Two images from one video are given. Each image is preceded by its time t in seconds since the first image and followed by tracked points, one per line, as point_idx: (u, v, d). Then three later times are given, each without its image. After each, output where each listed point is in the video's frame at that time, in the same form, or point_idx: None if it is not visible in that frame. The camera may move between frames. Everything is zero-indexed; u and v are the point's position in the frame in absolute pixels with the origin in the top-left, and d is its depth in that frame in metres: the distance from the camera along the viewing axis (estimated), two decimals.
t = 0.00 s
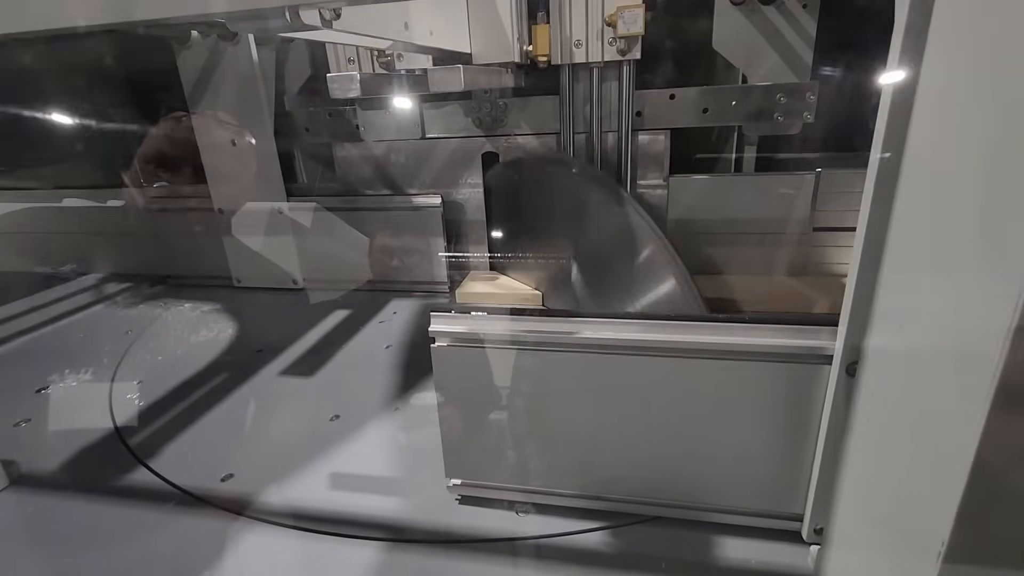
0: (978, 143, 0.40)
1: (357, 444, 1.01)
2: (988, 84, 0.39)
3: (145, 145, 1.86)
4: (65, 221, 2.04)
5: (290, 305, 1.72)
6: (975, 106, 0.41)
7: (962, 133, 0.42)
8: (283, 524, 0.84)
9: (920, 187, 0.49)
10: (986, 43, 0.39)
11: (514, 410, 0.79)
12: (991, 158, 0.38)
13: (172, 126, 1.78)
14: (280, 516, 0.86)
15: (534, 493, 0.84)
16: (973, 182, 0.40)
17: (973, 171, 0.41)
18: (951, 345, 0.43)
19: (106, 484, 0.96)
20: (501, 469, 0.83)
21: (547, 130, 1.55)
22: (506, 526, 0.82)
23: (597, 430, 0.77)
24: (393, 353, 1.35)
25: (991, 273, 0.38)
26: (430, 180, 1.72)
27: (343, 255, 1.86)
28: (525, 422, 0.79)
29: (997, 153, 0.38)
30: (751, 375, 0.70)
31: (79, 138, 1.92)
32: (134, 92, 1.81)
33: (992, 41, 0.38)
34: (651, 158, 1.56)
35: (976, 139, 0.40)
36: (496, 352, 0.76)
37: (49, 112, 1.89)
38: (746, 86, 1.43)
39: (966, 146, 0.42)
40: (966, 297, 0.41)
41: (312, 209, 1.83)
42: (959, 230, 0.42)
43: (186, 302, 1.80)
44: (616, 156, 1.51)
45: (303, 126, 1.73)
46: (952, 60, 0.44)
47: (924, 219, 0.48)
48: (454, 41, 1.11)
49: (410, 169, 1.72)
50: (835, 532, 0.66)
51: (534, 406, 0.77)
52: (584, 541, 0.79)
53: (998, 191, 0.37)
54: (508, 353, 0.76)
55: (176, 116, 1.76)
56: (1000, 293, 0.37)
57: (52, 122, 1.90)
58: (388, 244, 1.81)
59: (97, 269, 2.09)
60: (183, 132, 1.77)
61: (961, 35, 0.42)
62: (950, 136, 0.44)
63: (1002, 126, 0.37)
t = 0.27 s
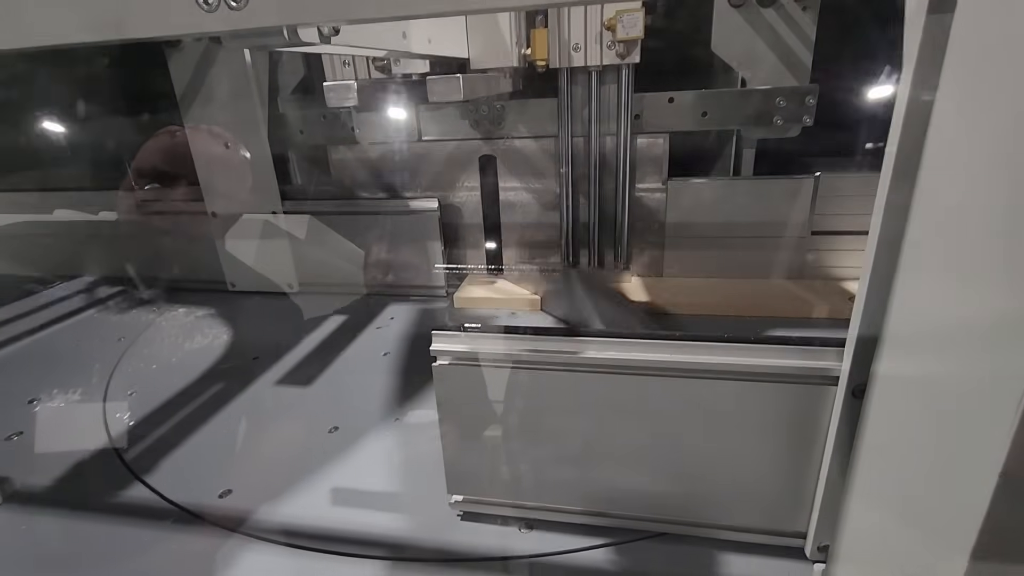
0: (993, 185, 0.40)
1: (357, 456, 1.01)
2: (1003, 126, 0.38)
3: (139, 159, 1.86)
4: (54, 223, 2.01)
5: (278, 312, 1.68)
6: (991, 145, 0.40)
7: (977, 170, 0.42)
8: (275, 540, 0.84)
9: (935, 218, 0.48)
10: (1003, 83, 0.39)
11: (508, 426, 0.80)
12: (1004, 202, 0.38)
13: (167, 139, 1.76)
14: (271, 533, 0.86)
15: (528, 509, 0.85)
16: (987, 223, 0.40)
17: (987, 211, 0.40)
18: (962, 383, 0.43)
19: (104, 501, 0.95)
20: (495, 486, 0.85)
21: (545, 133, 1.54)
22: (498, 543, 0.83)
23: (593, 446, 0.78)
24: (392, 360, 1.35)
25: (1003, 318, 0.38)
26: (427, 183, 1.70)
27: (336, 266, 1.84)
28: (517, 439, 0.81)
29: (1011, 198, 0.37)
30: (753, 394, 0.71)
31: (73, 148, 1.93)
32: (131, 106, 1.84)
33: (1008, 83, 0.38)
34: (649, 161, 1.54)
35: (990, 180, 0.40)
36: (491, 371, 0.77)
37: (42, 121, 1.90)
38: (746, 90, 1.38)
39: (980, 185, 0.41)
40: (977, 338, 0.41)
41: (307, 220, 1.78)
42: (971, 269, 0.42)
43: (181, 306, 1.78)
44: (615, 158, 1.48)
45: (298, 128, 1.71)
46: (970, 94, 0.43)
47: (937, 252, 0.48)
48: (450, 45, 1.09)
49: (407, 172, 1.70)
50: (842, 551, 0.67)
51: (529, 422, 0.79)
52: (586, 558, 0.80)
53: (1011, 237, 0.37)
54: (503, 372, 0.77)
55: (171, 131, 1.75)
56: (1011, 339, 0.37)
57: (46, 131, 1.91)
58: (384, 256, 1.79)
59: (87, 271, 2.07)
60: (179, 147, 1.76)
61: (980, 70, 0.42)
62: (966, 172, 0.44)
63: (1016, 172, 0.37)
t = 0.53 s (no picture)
0: (993, 203, 0.40)
1: (352, 463, 1.01)
2: (1005, 144, 0.38)
3: (127, 170, 1.86)
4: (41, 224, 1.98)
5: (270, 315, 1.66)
6: (991, 162, 0.40)
7: (976, 187, 0.42)
8: (260, 548, 0.85)
9: (931, 232, 0.48)
10: (1005, 101, 0.38)
11: (501, 435, 0.80)
12: (1005, 221, 0.38)
13: (158, 147, 1.80)
14: (261, 541, 0.86)
15: (521, 516, 0.86)
16: (986, 241, 0.40)
17: (986, 229, 0.40)
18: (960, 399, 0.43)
19: (96, 510, 0.95)
20: (490, 494, 0.85)
21: (539, 134, 1.53)
22: (492, 551, 0.83)
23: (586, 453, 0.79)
24: (385, 364, 1.34)
25: (1003, 337, 0.38)
26: (420, 183, 1.69)
27: (326, 273, 1.85)
28: (511, 447, 0.81)
29: (1013, 217, 0.37)
30: (747, 403, 0.71)
31: (63, 151, 1.88)
32: (122, 106, 1.78)
33: (1010, 101, 0.38)
34: (641, 162, 1.51)
35: (990, 198, 0.40)
36: (484, 381, 0.77)
37: (32, 124, 1.85)
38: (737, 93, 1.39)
39: (980, 202, 0.41)
40: (974, 355, 0.41)
41: (299, 227, 1.78)
42: (969, 287, 0.42)
43: (172, 308, 1.76)
44: (609, 160, 1.48)
45: (291, 128, 1.71)
46: (970, 110, 0.43)
47: (933, 266, 0.48)
48: (443, 49, 1.09)
49: (401, 172, 1.69)
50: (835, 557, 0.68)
51: (522, 431, 0.79)
52: (583, 565, 0.80)
53: (1012, 257, 0.37)
54: (496, 381, 0.77)
55: (163, 139, 1.79)
56: (1012, 360, 0.37)
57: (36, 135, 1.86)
58: (376, 264, 1.81)
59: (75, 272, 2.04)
60: (169, 154, 1.79)
61: (981, 86, 0.41)
62: (965, 188, 0.43)
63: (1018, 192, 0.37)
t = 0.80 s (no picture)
0: (986, 194, 0.39)
1: (346, 457, 1.01)
2: (999, 135, 0.38)
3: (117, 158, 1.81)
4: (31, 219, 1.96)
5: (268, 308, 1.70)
6: (984, 153, 0.40)
7: (969, 178, 0.42)
8: (255, 542, 0.84)
9: (923, 224, 0.48)
10: (1000, 91, 0.38)
11: (496, 429, 0.80)
12: (998, 212, 0.38)
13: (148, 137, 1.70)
14: (256, 536, 0.86)
15: (515, 509, 0.86)
16: (979, 233, 0.40)
17: (979, 220, 0.40)
18: (951, 391, 0.43)
19: (87, 505, 0.94)
20: (485, 488, 0.85)
21: (534, 127, 1.52)
22: (488, 544, 0.83)
23: (581, 446, 0.79)
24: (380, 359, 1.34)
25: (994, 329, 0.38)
26: (414, 177, 1.67)
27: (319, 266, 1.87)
28: (506, 441, 0.81)
29: (1006, 209, 0.37)
30: (741, 395, 0.71)
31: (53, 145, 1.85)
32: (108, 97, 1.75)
33: (1005, 92, 0.37)
34: (636, 155, 1.48)
35: (983, 190, 0.40)
36: (480, 374, 0.77)
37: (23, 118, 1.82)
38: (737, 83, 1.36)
39: (973, 193, 0.41)
40: (966, 347, 0.41)
41: (293, 220, 1.85)
42: (961, 279, 0.42)
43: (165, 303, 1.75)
44: (603, 153, 1.47)
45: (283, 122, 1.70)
46: (964, 101, 0.43)
47: (925, 258, 0.48)
48: (436, 40, 1.07)
49: (394, 166, 1.67)
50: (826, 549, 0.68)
51: (518, 424, 0.79)
52: (577, 559, 0.80)
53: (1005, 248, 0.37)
54: (491, 374, 0.76)
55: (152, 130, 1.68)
56: (1003, 352, 0.37)
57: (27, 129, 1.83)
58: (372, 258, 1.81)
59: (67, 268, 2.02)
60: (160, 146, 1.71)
61: (975, 76, 0.41)
62: (958, 179, 0.43)
63: (1011, 183, 0.37)
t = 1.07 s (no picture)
0: (980, 182, 0.40)
1: (343, 450, 1.01)
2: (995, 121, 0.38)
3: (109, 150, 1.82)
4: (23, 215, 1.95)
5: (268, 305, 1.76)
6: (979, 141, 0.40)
7: (964, 167, 0.42)
8: (255, 536, 0.84)
9: (917, 214, 0.48)
10: (995, 79, 0.38)
11: (493, 421, 0.80)
12: (993, 201, 0.38)
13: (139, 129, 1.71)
14: (255, 529, 0.86)
15: (512, 501, 0.86)
16: (973, 221, 0.40)
17: (972, 209, 0.40)
18: (944, 379, 0.43)
19: (82, 500, 0.94)
20: (482, 480, 0.85)
21: (530, 122, 1.52)
22: (484, 535, 0.83)
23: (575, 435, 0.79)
24: (376, 353, 1.33)
25: (986, 315, 0.38)
26: (410, 172, 1.67)
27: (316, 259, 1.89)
28: (503, 433, 0.81)
29: (1000, 197, 0.37)
30: (737, 386, 0.72)
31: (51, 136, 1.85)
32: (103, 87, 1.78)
33: (1002, 77, 0.37)
34: (632, 151, 1.50)
35: (977, 179, 0.40)
36: (477, 365, 0.77)
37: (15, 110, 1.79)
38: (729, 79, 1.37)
39: (967, 182, 0.41)
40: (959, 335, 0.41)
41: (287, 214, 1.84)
42: (955, 267, 0.42)
43: (160, 297, 1.74)
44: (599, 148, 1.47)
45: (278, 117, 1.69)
46: (958, 91, 0.43)
47: (919, 248, 0.48)
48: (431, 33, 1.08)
49: (390, 161, 1.67)
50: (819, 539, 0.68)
51: (514, 414, 0.79)
52: (573, 550, 0.80)
53: (999, 235, 0.37)
54: (487, 365, 0.77)
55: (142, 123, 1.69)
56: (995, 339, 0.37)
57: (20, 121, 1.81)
58: (368, 252, 1.83)
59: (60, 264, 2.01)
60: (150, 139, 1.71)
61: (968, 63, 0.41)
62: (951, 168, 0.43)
63: (1005, 171, 0.37)
